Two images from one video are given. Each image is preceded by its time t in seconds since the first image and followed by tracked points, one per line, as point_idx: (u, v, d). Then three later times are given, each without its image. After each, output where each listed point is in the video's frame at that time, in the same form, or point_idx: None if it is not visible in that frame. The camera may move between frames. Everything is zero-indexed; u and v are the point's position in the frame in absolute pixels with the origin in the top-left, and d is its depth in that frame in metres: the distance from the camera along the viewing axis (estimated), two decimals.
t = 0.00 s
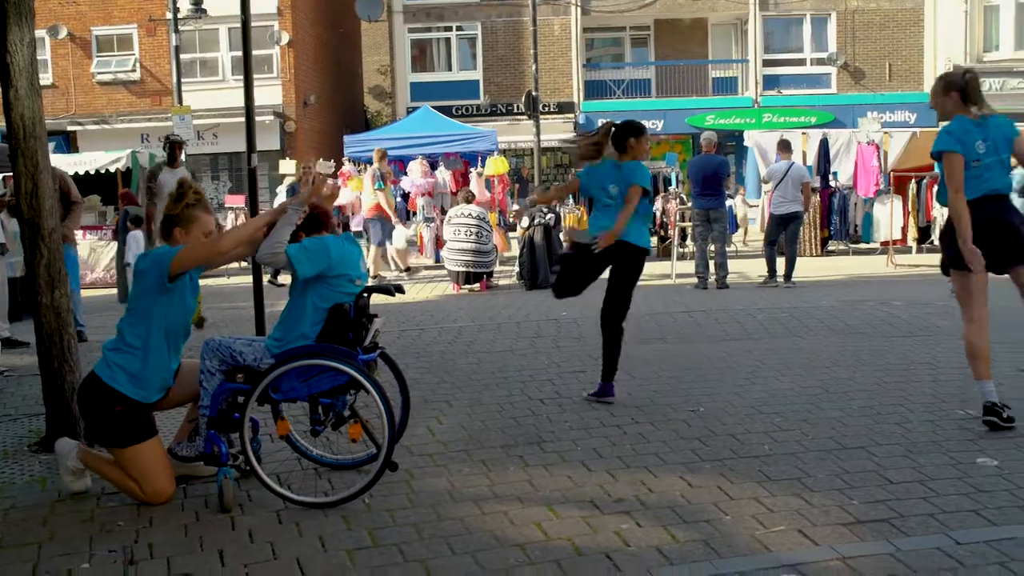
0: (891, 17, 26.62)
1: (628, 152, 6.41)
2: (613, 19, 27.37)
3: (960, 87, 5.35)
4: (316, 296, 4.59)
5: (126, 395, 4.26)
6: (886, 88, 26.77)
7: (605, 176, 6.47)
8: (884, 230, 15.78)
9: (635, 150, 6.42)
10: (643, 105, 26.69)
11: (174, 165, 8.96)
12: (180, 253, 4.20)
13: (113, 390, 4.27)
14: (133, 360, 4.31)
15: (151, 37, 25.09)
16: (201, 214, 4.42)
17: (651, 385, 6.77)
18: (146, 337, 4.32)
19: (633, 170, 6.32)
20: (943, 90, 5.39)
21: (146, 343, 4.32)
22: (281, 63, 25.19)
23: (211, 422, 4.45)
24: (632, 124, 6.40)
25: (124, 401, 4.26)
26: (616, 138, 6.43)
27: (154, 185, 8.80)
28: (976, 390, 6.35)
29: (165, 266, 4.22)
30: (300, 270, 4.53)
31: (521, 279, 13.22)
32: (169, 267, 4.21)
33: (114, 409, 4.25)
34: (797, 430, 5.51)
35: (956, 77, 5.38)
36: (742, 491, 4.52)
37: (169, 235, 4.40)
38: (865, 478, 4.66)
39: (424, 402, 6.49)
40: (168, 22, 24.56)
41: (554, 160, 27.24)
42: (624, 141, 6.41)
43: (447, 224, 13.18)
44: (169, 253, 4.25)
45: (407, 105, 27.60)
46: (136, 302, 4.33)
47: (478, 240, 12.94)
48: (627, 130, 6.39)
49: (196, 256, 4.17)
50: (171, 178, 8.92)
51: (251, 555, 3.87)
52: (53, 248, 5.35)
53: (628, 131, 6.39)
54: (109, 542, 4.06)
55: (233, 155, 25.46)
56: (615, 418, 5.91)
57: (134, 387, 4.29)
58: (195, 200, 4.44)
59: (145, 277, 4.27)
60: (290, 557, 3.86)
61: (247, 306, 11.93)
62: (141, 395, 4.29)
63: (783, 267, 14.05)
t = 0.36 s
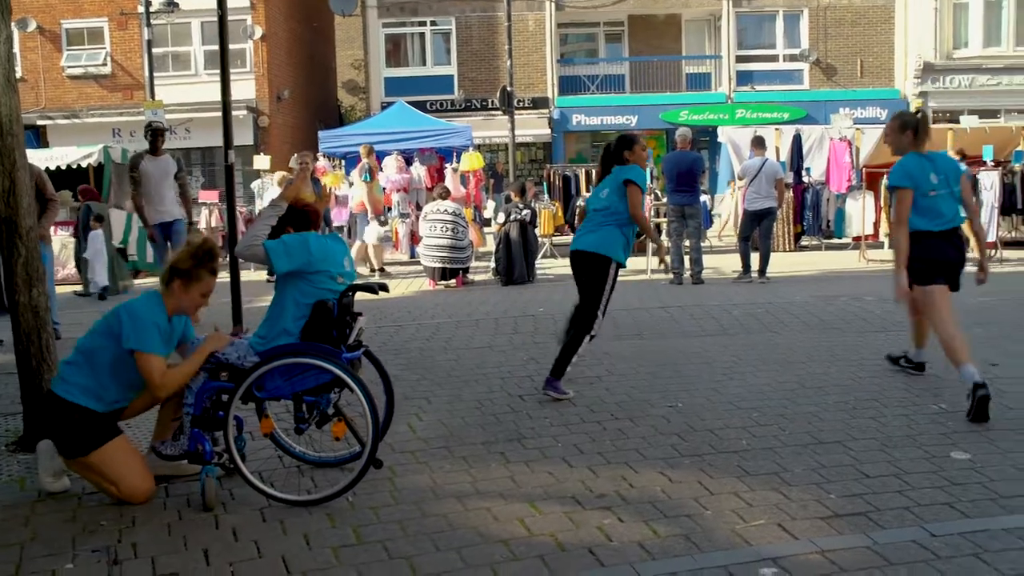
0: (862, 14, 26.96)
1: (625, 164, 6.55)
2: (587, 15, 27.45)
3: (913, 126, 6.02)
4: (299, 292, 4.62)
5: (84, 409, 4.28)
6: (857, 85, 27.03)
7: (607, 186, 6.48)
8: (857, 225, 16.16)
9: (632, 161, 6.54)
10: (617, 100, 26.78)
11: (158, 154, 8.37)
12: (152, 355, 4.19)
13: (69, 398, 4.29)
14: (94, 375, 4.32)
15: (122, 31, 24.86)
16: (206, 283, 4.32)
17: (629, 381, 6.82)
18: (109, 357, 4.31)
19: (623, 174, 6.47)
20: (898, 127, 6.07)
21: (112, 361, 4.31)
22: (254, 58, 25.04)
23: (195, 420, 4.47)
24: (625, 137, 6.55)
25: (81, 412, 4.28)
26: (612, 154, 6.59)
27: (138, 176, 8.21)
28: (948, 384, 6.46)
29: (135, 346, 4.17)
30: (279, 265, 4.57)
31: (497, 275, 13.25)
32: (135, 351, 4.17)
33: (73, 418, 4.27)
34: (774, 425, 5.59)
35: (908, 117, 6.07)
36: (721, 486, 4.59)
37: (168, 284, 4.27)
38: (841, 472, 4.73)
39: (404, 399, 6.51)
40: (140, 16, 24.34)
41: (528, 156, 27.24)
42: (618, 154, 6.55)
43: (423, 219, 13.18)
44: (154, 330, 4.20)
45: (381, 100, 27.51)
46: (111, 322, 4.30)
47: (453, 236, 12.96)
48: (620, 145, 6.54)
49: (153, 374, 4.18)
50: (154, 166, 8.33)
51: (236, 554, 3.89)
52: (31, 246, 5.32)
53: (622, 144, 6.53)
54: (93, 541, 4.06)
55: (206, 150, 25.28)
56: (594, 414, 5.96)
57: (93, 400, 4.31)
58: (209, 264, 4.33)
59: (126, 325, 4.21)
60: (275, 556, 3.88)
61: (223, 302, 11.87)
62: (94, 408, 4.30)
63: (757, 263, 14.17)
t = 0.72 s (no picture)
0: (833, 11, 27.24)
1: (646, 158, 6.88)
2: (560, 11, 27.50)
3: (859, 126, 6.77)
4: (279, 288, 4.62)
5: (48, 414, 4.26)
6: (829, 82, 27.26)
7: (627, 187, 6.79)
8: (830, 222, 16.36)
9: (654, 154, 6.87)
10: (592, 97, 26.84)
11: (144, 149, 7.79)
12: (132, 362, 4.20)
13: (35, 405, 4.28)
14: (61, 383, 4.30)
15: (92, 26, 24.59)
16: (174, 298, 4.30)
17: (608, 376, 6.86)
18: (76, 365, 4.30)
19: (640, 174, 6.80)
20: (843, 126, 6.79)
21: (79, 368, 4.29)
22: (226, 53, 24.92)
23: (177, 418, 4.45)
24: (644, 133, 6.85)
25: (46, 417, 4.26)
26: (632, 150, 6.90)
27: (119, 169, 7.71)
28: (923, 378, 6.56)
29: (112, 356, 4.17)
30: (260, 261, 4.60)
31: (474, 271, 13.25)
32: (113, 360, 4.18)
33: (37, 424, 4.26)
34: (754, 420, 5.65)
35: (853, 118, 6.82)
36: (703, 479, 4.64)
37: (136, 301, 4.26)
38: (821, 465, 4.79)
39: (385, 396, 6.52)
40: (111, 11, 24.14)
41: (502, 152, 27.24)
42: (639, 150, 6.87)
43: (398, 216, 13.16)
44: (127, 341, 4.20)
45: (354, 97, 27.41)
46: (79, 330, 4.29)
47: (430, 232, 12.98)
48: (640, 141, 6.85)
49: (138, 380, 4.20)
50: (137, 162, 7.77)
51: (222, 551, 3.89)
52: (8, 243, 5.28)
53: (641, 142, 6.84)
54: (75, 541, 4.04)
55: (179, 147, 25.10)
56: (575, 409, 5.99)
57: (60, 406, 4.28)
58: (175, 280, 4.32)
59: (97, 335, 4.20)
60: (261, 552, 3.88)
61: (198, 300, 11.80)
62: (60, 412, 4.27)
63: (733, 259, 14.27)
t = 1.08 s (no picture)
0: (828, 25, 27.35)
1: (654, 158, 6.52)
2: (555, 25, 27.59)
3: (809, 130, 6.88)
4: (278, 301, 4.64)
5: (46, 426, 4.27)
6: (823, 95, 27.34)
7: (633, 192, 6.45)
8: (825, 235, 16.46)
9: (664, 153, 6.50)
10: (587, 110, 26.95)
11: (130, 156, 7.52)
12: (126, 369, 4.21)
13: (33, 415, 4.29)
14: (58, 396, 4.30)
15: (89, 39, 24.67)
16: (166, 302, 4.30)
17: (604, 389, 6.88)
18: (72, 377, 4.31)
19: (644, 180, 6.48)
20: (797, 130, 6.90)
21: (77, 380, 4.30)
22: (222, 66, 24.96)
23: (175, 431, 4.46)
24: (654, 132, 6.50)
25: (43, 430, 4.26)
26: (641, 148, 6.53)
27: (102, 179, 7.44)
28: (918, 391, 6.58)
29: (105, 364, 4.18)
30: (259, 275, 4.62)
31: (470, 284, 13.27)
32: (106, 368, 4.19)
33: (34, 436, 4.26)
34: (750, 433, 5.67)
35: (804, 120, 6.94)
36: (700, 492, 4.65)
37: (129, 309, 4.26)
38: (817, 478, 4.81)
39: (382, 409, 6.53)
40: (108, 24, 24.18)
41: (499, 165, 27.31)
42: (648, 149, 6.50)
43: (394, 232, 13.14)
44: (120, 349, 4.21)
45: (351, 110, 27.46)
46: (75, 342, 4.29)
47: (426, 246, 12.99)
48: (650, 139, 6.49)
49: (130, 390, 4.20)
50: (123, 171, 7.49)
51: (220, 564, 3.89)
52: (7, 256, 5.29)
53: (652, 140, 6.49)
54: (73, 553, 4.04)
55: (176, 160, 25.13)
56: (572, 422, 6.00)
57: (59, 419, 4.29)
58: (165, 283, 4.30)
59: (92, 345, 4.21)
60: (259, 566, 3.88)
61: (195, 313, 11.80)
62: (60, 424, 4.28)
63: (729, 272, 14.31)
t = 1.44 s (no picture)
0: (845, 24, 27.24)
1: (684, 166, 6.50)
2: (570, 25, 27.59)
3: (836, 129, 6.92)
4: (304, 301, 4.70)
5: (66, 422, 4.32)
6: (840, 94, 27.19)
7: (660, 205, 6.54)
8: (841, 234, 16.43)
9: (693, 162, 6.49)
10: (604, 110, 26.95)
11: (119, 150, 7.09)
12: (163, 342, 4.26)
13: (52, 413, 4.34)
14: (78, 394, 4.35)
15: (107, 41, 24.82)
16: (178, 288, 4.36)
17: (616, 388, 6.90)
18: (93, 377, 4.35)
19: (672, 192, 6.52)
20: (824, 126, 6.91)
21: (98, 378, 4.35)
22: (240, 67, 25.10)
23: (199, 439, 4.37)
24: (682, 140, 6.47)
25: (64, 429, 4.32)
26: (670, 157, 6.53)
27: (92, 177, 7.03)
28: (932, 390, 6.57)
29: (145, 345, 4.26)
30: (288, 275, 4.64)
31: (485, 284, 13.30)
32: (148, 348, 4.25)
33: (55, 433, 4.32)
34: (762, 432, 5.68)
35: (830, 117, 6.95)
36: (710, 491, 4.67)
37: (144, 297, 4.35)
38: (828, 477, 4.82)
39: (395, 408, 6.57)
40: (126, 26, 24.35)
41: (514, 165, 27.36)
42: (677, 158, 6.50)
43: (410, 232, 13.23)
44: (147, 333, 4.28)
45: (366, 110, 27.58)
46: (99, 338, 4.34)
47: (441, 246, 13.03)
48: (678, 147, 6.46)
49: (177, 357, 4.22)
50: (111, 167, 7.06)
51: (235, 559, 3.94)
52: (26, 257, 5.36)
53: (678, 150, 6.47)
54: (90, 549, 4.10)
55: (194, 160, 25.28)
56: (584, 421, 6.03)
57: (81, 416, 4.35)
58: (175, 269, 4.37)
59: (117, 337, 4.29)
60: (273, 562, 3.93)
61: (210, 313, 11.89)
62: (77, 425, 4.34)
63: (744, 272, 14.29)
